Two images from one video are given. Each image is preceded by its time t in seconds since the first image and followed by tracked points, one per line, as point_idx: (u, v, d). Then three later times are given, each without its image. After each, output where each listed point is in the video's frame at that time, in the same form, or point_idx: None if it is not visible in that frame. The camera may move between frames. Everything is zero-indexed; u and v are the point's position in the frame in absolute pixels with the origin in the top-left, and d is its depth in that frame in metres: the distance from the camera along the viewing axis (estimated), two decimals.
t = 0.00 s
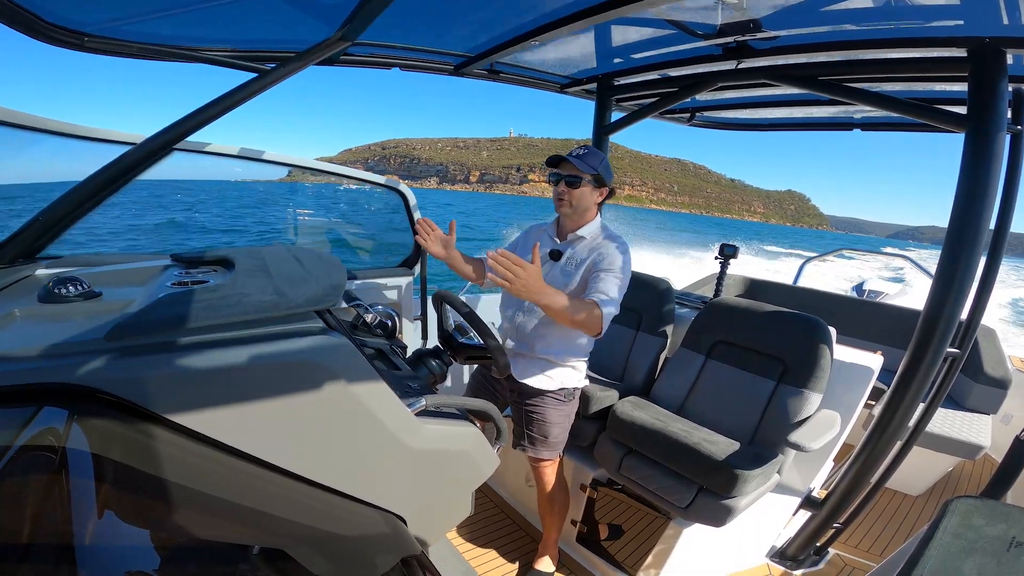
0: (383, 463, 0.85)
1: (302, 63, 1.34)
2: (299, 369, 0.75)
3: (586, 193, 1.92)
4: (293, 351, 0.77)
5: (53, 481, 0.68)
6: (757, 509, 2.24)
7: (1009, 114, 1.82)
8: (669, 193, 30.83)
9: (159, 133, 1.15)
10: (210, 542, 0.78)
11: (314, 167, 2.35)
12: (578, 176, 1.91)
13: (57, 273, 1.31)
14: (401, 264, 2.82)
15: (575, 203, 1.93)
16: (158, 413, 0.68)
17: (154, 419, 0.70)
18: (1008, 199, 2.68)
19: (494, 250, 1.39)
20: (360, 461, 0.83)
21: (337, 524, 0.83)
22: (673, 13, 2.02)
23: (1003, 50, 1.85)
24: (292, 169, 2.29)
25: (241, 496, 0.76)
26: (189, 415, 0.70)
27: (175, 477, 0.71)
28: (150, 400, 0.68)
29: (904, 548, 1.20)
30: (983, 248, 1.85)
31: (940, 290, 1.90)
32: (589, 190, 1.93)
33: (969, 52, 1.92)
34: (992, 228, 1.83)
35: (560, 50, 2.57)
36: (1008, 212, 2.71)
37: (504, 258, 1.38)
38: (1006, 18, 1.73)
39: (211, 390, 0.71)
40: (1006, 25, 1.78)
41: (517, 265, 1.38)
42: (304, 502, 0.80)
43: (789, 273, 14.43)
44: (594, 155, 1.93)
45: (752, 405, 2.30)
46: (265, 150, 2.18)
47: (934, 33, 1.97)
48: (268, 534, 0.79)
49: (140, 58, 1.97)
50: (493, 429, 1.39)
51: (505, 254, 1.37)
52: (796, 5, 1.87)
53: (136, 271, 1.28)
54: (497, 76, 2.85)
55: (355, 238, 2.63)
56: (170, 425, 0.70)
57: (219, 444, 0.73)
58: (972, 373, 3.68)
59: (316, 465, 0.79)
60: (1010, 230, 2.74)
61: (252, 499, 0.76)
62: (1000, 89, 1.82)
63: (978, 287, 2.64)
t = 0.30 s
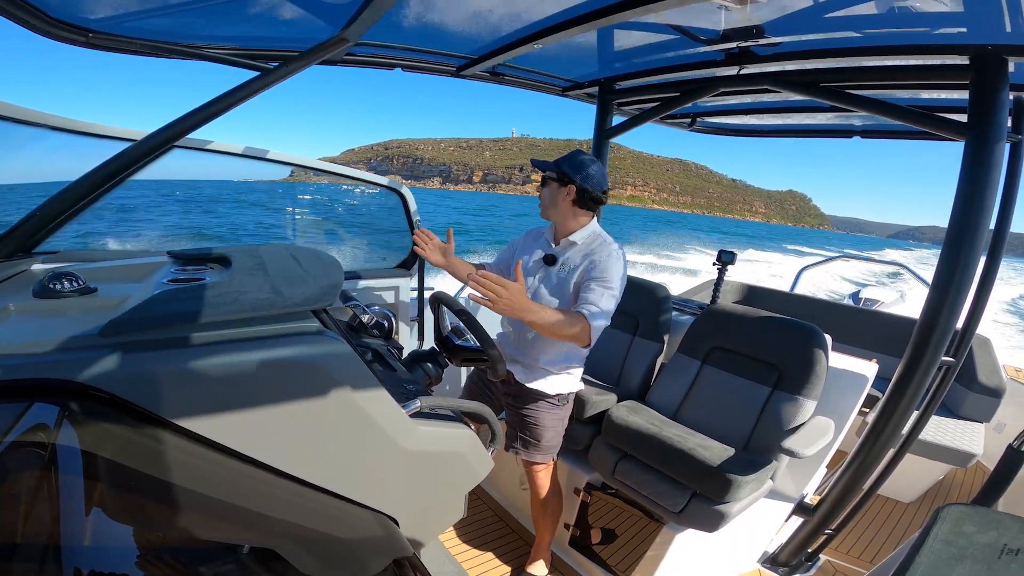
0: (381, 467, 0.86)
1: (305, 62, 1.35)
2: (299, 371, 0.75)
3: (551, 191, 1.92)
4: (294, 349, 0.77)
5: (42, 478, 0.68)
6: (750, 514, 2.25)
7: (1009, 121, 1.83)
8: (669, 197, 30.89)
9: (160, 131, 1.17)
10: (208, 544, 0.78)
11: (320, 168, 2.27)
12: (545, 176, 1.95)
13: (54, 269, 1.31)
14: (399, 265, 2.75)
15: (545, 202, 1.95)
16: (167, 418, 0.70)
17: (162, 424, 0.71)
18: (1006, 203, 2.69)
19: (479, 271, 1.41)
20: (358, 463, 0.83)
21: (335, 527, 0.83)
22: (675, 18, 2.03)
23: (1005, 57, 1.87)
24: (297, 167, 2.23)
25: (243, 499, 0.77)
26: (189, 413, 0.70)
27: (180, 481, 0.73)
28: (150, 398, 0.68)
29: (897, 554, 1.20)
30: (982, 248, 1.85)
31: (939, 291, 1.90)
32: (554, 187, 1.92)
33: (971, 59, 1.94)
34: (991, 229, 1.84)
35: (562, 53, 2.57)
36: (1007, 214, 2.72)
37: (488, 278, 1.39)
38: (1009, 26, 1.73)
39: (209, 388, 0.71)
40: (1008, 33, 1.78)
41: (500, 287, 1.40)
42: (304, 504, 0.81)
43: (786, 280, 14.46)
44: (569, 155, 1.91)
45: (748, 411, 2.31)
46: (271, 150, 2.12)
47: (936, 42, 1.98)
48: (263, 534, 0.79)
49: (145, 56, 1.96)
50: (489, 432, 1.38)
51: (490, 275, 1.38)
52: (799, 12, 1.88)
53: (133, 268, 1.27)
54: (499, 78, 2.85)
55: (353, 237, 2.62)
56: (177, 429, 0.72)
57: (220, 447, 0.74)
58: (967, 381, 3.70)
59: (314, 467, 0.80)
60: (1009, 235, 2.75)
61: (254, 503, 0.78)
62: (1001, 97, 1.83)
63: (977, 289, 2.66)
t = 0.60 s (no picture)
0: (375, 472, 0.86)
1: (307, 64, 1.35)
2: (293, 376, 0.75)
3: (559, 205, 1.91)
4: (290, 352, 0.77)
5: (29, 478, 0.68)
6: (742, 523, 2.24)
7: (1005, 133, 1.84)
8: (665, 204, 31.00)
9: (160, 131, 1.17)
10: (195, 546, 0.75)
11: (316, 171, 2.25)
12: (557, 188, 1.90)
13: (47, 267, 1.30)
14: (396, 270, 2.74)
15: (556, 215, 1.92)
16: (158, 420, 0.69)
17: (153, 427, 0.71)
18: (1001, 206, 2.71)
19: (471, 286, 1.40)
20: (351, 468, 0.83)
21: (328, 532, 0.83)
22: (676, 27, 2.05)
23: (1001, 69, 1.89)
24: (297, 171, 2.22)
25: (237, 504, 0.77)
26: (181, 416, 0.70)
27: (171, 483, 0.72)
28: (142, 400, 0.68)
29: (890, 563, 1.21)
30: (978, 249, 1.86)
31: (934, 295, 1.90)
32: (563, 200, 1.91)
33: (969, 70, 1.95)
34: (988, 226, 1.85)
35: (562, 61, 2.59)
36: (1005, 210, 2.70)
37: (482, 290, 1.38)
38: (1005, 39, 1.75)
39: (201, 391, 0.71)
40: (1005, 44, 1.80)
41: (492, 298, 1.39)
42: (302, 511, 0.81)
43: (780, 289, 14.52)
44: (574, 165, 1.90)
45: (741, 421, 2.31)
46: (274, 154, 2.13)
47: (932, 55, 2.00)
48: (251, 535, 0.78)
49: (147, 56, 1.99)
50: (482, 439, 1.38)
51: (483, 287, 1.36)
52: (799, 22, 1.90)
53: (127, 268, 1.27)
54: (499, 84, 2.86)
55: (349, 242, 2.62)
56: (170, 432, 0.71)
57: (210, 449, 0.74)
58: (958, 392, 3.72)
59: (306, 471, 0.79)
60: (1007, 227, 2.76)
61: (248, 507, 0.77)
62: (998, 107, 1.85)
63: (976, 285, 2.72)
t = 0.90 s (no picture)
0: (374, 470, 0.85)
1: (308, 66, 1.36)
2: (295, 374, 0.75)
3: (568, 201, 1.91)
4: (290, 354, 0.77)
5: (34, 480, 0.68)
6: (746, 522, 2.24)
7: (1006, 130, 1.84)
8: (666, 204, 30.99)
9: (162, 133, 1.17)
10: (194, 547, 0.76)
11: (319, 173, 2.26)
12: (564, 183, 1.90)
13: (50, 270, 1.30)
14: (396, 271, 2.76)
15: (562, 211, 1.92)
16: (148, 416, 0.68)
17: (145, 422, 0.70)
18: (1002, 208, 2.71)
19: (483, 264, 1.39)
20: (352, 467, 0.83)
21: (325, 529, 0.82)
22: (675, 26, 2.04)
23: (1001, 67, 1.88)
24: (300, 172, 2.22)
25: (234, 503, 0.76)
26: (181, 416, 0.70)
27: (164, 481, 0.71)
28: (144, 401, 0.68)
29: (895, 562, 1.20)
30: (980, 250, 1.85)
31: (936, 296, 1.90)
32: (570, 197, 1.91)
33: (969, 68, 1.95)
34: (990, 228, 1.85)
35: (562, 61, 2.59)
36: (1005, 210, 2.70)
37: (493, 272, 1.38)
38: (1006, 35, 1.75)
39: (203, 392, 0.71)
40: (1006, 41, 1.79)
41: (502, 279, 1.38)
42: (295, 508, 0.80)
43: (782, 287, 14.50)
44: (579, 160, 1.90)
45: (744, 419, 2.31)
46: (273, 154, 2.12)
47: (932, 51, 2.00)
48: (255, 536, 0.78)
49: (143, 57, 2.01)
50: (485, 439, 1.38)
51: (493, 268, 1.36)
52: (799, 19, 1.89)
53: (129, 271, 1.27)
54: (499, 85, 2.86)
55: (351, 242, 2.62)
56: (159, 428, 0.70)
57: (202, 445, 0.72)
58: (962, 390, 3.70)
59: (307, 470, 0.79)
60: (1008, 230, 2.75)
61: (245, 505, 0.77)
62: (998, 105, 1.84)
63: (977, 287, 2.72)
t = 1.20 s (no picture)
0: (372, 467, 0.85)
1: (308, 68, 1.35)
2: (293, 376, 0.76)
3: (567, 208, 1.89)
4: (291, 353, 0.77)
5: (38, 482, 0.68)
6: (749, 523, 2.24)
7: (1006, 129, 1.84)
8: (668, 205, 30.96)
9: (163, 135, 1.17)
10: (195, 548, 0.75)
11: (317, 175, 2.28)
12: (565, 190, 1.89)
13: (52, 273, 1.30)
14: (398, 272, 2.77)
15: (561, 219, 1.90)
16: (138, 413, 0.69)
17: (135, 420, 0.70)
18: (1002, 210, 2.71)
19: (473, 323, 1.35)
20: (353, 469, 0.83)
21: (322, 529, 0.82)
22: (675, 27, 2.04)
23: (999, 66, 1.87)
24: (298, 174, 2.25)
25: (227, 502, 0.76)
26: (179, 413, 0.70)
27: (154, 479, 0.71)
28: (147, 401, 0.68)
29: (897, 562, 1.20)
30: (982, 250, 1.85)
31: (937, 298, 1.90)
32: (570, 205, 1.89)
33: (968, 67, 1.94)
34: (990, 229, 1.84)
35: (562, 62, 2.59)
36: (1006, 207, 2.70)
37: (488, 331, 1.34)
38: (1005, 33, 1.75)
39: (203, 392, 0.71)
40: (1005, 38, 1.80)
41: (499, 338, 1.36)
42: (290, 509, 0.80)
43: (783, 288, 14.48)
44: (580, 167, 1.91)
45: (746, 419, 2.30)
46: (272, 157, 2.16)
47: (932, 49, 2.00)
48: (256, 538, 0.78)
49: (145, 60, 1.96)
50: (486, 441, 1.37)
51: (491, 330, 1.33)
52: (798, 19, 1.89)
53: (131, 273, 1.27)
54: (499, 86, 2.87)
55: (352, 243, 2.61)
56: (150, 425, 0.70)
57: (193, 442, 0.72)
58: (965, 390, 3.70)
59: (308, 473, 0.80)
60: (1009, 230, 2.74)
61: (237, 505, 0.77)
62: (997, 104, 1.84)
63: (975, 296, 2.68)
